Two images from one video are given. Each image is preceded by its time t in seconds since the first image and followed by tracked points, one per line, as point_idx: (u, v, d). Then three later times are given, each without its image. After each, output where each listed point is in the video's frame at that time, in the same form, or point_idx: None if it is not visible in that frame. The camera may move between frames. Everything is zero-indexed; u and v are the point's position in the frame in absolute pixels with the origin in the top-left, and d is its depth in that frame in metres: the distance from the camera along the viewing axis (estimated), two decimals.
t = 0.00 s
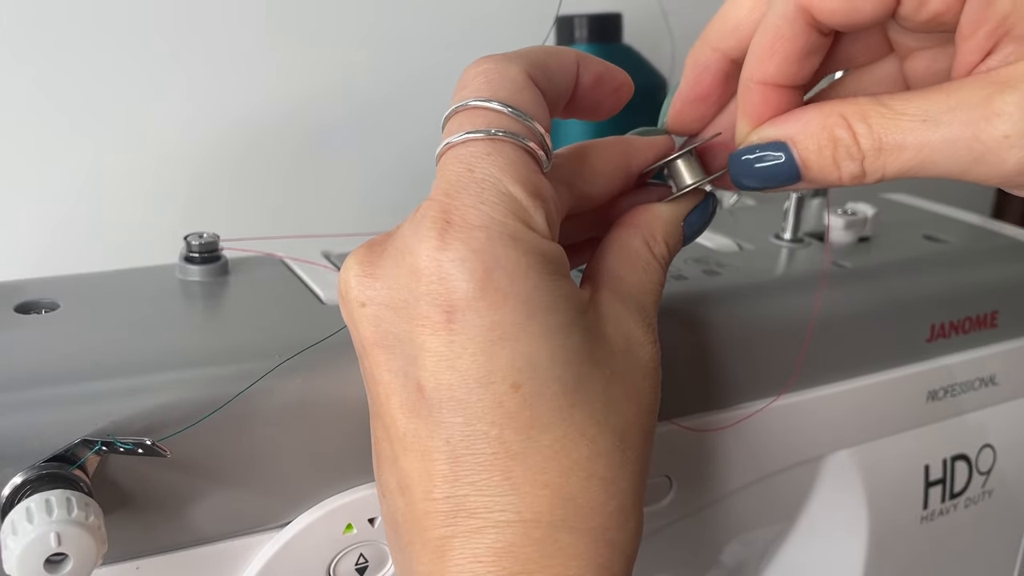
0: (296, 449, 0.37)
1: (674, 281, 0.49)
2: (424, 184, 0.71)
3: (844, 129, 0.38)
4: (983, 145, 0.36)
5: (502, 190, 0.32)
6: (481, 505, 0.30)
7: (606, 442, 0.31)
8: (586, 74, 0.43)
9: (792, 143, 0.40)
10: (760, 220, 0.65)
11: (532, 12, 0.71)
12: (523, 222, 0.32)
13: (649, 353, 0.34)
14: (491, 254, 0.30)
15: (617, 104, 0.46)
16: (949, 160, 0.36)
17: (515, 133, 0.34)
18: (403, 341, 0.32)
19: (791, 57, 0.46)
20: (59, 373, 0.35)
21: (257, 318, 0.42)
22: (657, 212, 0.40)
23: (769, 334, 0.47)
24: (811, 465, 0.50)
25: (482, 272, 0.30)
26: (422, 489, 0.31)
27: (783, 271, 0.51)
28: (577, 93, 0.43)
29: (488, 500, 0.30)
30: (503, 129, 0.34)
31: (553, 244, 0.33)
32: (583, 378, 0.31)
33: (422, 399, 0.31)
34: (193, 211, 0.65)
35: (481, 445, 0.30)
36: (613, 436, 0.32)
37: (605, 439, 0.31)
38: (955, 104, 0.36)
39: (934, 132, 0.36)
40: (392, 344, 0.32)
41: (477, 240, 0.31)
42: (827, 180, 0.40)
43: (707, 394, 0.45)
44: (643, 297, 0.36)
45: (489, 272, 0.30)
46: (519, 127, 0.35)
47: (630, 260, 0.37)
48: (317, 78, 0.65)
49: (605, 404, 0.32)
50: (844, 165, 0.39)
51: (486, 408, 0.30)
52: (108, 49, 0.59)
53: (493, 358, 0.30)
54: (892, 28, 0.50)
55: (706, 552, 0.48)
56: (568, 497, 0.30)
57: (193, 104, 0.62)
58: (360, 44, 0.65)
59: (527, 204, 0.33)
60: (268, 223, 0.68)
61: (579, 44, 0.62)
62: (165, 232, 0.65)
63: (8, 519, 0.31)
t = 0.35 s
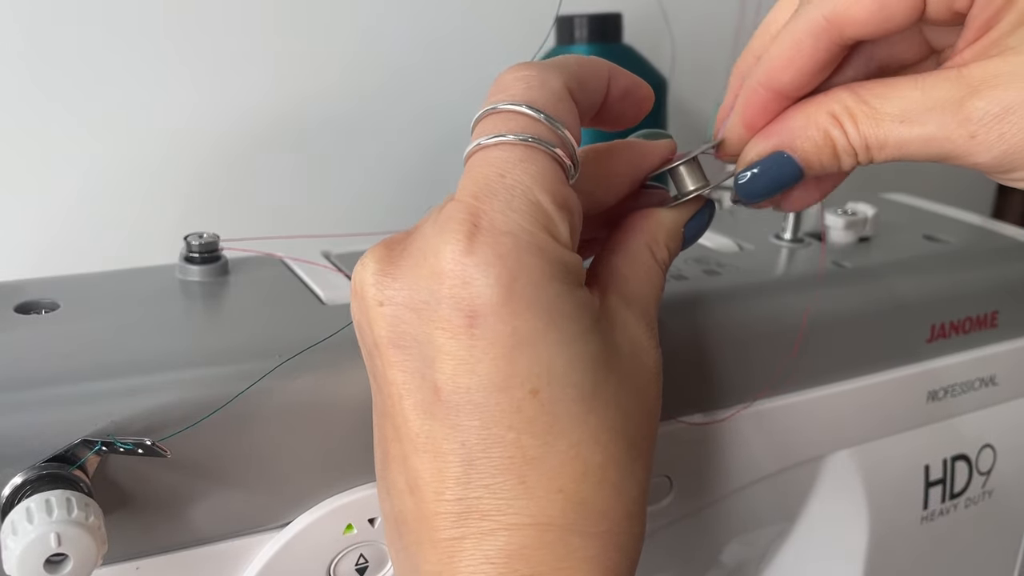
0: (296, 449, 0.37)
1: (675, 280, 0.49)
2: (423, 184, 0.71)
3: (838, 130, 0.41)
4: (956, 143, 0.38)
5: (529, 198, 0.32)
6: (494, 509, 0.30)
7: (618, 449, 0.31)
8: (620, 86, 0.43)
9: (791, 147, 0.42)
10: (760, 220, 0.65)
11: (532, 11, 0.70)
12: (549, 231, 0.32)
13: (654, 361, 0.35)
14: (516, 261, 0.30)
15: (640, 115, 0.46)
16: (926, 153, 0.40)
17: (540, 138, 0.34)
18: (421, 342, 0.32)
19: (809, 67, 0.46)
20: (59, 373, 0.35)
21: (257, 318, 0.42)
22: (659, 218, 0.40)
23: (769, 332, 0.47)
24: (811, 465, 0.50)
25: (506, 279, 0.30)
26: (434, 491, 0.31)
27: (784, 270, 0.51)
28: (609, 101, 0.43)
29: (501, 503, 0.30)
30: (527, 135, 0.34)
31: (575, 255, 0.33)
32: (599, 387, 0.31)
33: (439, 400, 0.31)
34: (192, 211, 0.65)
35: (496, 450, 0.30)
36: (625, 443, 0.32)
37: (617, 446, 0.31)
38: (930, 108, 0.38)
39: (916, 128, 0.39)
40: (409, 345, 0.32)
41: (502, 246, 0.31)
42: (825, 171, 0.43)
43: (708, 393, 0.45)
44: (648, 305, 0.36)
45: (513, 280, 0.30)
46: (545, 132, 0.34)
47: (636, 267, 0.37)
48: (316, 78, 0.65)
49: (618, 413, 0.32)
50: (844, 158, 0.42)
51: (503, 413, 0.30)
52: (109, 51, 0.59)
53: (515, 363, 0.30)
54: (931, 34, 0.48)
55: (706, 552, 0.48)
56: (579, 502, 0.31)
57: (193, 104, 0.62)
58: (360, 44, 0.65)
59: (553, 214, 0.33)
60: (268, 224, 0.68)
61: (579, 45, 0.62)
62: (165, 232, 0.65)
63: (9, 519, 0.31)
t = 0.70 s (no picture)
0: (296, 449, 0.37)
1: (675, 280, 0.49)
2: (423, 184, 0.71)
3: (829, 169, 0.41)
4: (948, 188, 0.38)
5: (586, 236, 0.32)
6: (511, 525, 0.31)
7: (630, 473, 0.32)
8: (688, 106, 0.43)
9: (781, 184, 0.43)
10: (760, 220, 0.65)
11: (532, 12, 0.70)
12: (597, 269, 0.32)
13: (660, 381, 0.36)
14: (563, 293, 0.30)
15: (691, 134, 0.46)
16: (918, 196, 0.39)
17: (607, 172, 0.34)
18: (455, 356, 0.31)
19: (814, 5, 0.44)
20: (59, 373, 0.35)
21: (258, 318, 0.42)
22: (666, 240, 0.40)
23: (770, 332, 0.47)
24: (811, 465, 0.50)
25: (552, 309, 0.30)
26: (449, 501, 0.32)
27: (783, 270, 0.51)
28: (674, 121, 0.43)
29: (519, 518, 0.31)
30: (595, 166, 0.34)
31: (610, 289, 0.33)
32: (622, 414, 0.32)
33: (467, 414, 0.31)
34: (193, 211, 0.65)
35: (520, 468, 0.31)
36: (637, 466, 0.33)
37: (630, 469, 0.32)
38: (922, 152, 0.38)
39: (908, 171, 0.38)
40: (442, 356, 0.31)
41: (552, 279, 0.30)
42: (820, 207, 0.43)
43: (708, 393, 0.45)
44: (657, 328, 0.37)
45: (559, 311, 0.30)
46: (613, 166, 0.34)
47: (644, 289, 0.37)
48: (317, 78, 0.65)
49: (634, 438, 0.32)
50: (835, 197, 0.42)
51: (531, 433, 0.31)
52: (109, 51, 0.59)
53: (549, 384, 0.30)
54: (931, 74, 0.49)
55: (706, 552, 0.48)
56: (590, 521, 0.32)
57: (193, 104, 0.62)
58: (360, 44, 0.65)
59: (607, 257, 0.32)
60: (268, 224, 0.67)
61: (579, 45, 0.62)
62: (166, 232, 0.65)
63: (9, 518, 0.31)
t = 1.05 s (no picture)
0: (296, 449, 0.37)
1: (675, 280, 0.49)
2: (424, 185, 0.71)
3: (849, 188, 0.40)
4: (979, 202, 0.38)
5: (583, 237, 0.32)
6: (509, 529, 0.31)
7: (628, 479, 0.32)
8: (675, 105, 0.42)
9: (798, 197, 0.42)
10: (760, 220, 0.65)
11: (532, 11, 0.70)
12: (596, 271, 0.32)
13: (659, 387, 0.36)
14: (564, 298, 0.30)
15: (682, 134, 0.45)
16: (946, 215, 0.39)
17: (600, 170, 0.33)
18: (455, 360, 0.31)
19: (805, 64, 0.47)
20: (58, 372, 0.35)
21: (258, 318, 0.42)
22: (665, 244, 0.41)
23: (770, 332, 0.47)
24: (811, 465, 0.50)
25: (553, 315, 0.30)
26: (448, 504, 0.31)
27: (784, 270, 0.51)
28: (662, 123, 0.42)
29: (518, 522, 0.31)
30: (586, 164, 0.33)
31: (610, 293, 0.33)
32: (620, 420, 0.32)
33: (466, 418, 0.31)
34: (192, 211, 0.65)
35: (519, 473, 0.31)
36: (634, 472, 0.33)
37: (627, 475, 0.33)
38: (953, 167, 0.38)
39: (937, 186, 0.39)
40: (442, 360, 0.31)
41: (553, 283, 0.30)
42: (830, 231, 0.42)
43: (708, 393, 0.45)
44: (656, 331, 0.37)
45: (560, 316, 0.30)
46: (606, 165, 0.34)
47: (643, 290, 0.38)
48: (317, 78, 0.65)
49: (631, 444, 0.33)
50: (851, 218, 0.41)
51: (532, 438, 0.30)
52: (109, 52, 0.59)
53: (549, 390, 0.30)
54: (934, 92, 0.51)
55: (706, 553, 0.48)
56: (588, 526, 0.32)
57: (193, 104, 0.62)
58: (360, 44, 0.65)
59: (604, 257, 0.32)
60: (267, 224, 0.67)
61: (579, 45, 0.62)
62: (165, 232, 0.65)
63: (9, 519, 0.31)
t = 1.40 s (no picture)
0: (296, 449, 0.37)
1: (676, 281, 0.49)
2: (423, 184, 0.71)
3: (834, 198, 0.40)
4: (961, 210, 0.38)
5: (581, 242, 0.32)
6: (505, 535, 0.31)
7: (624, 485, 0.33)
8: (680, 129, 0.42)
9: (782, 209, 0.41)
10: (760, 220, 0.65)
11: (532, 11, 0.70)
12: (593, 276, 0.32)
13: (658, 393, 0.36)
14: (563, 304, 0.30)
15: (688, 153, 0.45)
16: (931, 221, 0.39)
17: (596, 176, 0.33)
18: (453, 366, 0.31)
19: (802, 86, 0.48)
20: (59, 372, 0.35)
21: (258, 318, 0.42)
22: (664, 246, 0.41)
23: (770, 333, 0.47)
24: (811, 465, 0.50)
25: (552, 321, 0.30)
26: (444, 508, 0.31)
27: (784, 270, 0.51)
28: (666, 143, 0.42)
29: (513, 528, 0.31)
30: (582, 169, 0.33)
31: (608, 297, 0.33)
32: (617, 427, 0.32)
33: (463, 425, 0.31)
34: (192, 211, 0.65)
35: (516, 479, 0.31)
36: (631, 478, 0.33)
37: (624, 482, 0.33)
38: (934, 175, 0.38)
39: (920, 196, 0.39)
40: (439, 366, 0.31)
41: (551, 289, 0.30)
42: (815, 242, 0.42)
43: (708, 394, 0.45)
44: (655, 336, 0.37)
45: (558, 322, 0.30)
46: (602, 168, 0.34)
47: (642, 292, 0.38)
48: (317, 78, 0.65)
49: (628, 450, 0.33)
50: (836, 228, 0.41)
51: (529, 444, 0.30)
52: (109, 52, 0.59)
53: (546, 397, 0.30)
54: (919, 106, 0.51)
55: (706, 553, 0.48)
56: (583, 531, 0.32)
57: (193, 104, 0.62)
58: (360, 44, 0.65)
59: (602, 262, 0.32)
60: (268, 224, 0.67)
61: (579, 45, 0.62)
62: (165, 232, 0.65)
63: (9, 519, 0.31)
